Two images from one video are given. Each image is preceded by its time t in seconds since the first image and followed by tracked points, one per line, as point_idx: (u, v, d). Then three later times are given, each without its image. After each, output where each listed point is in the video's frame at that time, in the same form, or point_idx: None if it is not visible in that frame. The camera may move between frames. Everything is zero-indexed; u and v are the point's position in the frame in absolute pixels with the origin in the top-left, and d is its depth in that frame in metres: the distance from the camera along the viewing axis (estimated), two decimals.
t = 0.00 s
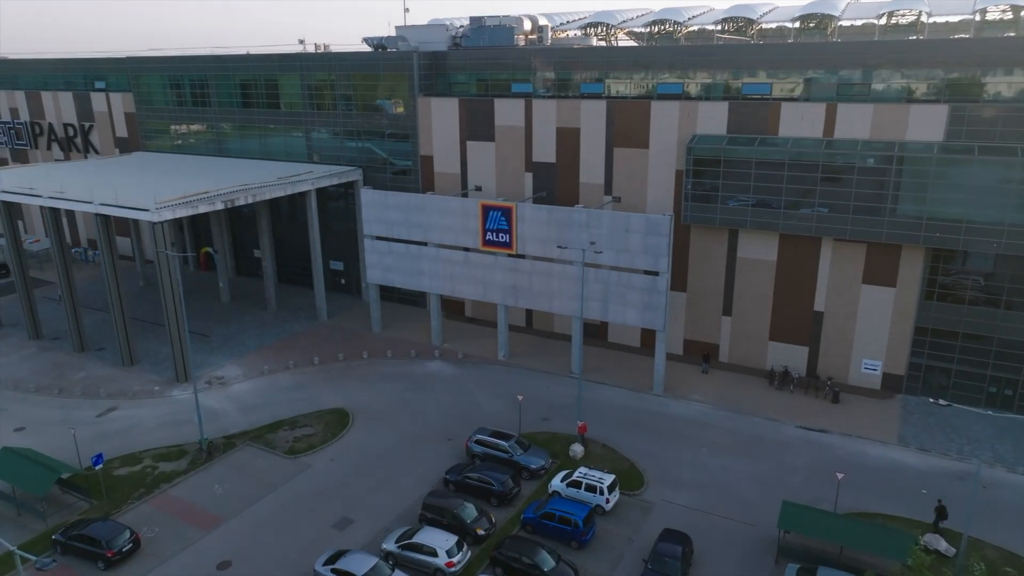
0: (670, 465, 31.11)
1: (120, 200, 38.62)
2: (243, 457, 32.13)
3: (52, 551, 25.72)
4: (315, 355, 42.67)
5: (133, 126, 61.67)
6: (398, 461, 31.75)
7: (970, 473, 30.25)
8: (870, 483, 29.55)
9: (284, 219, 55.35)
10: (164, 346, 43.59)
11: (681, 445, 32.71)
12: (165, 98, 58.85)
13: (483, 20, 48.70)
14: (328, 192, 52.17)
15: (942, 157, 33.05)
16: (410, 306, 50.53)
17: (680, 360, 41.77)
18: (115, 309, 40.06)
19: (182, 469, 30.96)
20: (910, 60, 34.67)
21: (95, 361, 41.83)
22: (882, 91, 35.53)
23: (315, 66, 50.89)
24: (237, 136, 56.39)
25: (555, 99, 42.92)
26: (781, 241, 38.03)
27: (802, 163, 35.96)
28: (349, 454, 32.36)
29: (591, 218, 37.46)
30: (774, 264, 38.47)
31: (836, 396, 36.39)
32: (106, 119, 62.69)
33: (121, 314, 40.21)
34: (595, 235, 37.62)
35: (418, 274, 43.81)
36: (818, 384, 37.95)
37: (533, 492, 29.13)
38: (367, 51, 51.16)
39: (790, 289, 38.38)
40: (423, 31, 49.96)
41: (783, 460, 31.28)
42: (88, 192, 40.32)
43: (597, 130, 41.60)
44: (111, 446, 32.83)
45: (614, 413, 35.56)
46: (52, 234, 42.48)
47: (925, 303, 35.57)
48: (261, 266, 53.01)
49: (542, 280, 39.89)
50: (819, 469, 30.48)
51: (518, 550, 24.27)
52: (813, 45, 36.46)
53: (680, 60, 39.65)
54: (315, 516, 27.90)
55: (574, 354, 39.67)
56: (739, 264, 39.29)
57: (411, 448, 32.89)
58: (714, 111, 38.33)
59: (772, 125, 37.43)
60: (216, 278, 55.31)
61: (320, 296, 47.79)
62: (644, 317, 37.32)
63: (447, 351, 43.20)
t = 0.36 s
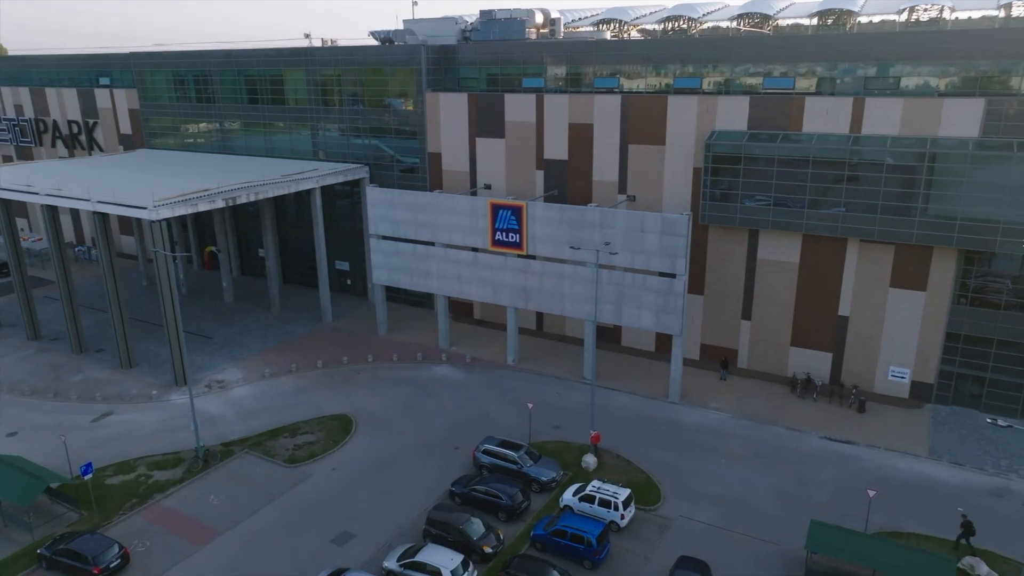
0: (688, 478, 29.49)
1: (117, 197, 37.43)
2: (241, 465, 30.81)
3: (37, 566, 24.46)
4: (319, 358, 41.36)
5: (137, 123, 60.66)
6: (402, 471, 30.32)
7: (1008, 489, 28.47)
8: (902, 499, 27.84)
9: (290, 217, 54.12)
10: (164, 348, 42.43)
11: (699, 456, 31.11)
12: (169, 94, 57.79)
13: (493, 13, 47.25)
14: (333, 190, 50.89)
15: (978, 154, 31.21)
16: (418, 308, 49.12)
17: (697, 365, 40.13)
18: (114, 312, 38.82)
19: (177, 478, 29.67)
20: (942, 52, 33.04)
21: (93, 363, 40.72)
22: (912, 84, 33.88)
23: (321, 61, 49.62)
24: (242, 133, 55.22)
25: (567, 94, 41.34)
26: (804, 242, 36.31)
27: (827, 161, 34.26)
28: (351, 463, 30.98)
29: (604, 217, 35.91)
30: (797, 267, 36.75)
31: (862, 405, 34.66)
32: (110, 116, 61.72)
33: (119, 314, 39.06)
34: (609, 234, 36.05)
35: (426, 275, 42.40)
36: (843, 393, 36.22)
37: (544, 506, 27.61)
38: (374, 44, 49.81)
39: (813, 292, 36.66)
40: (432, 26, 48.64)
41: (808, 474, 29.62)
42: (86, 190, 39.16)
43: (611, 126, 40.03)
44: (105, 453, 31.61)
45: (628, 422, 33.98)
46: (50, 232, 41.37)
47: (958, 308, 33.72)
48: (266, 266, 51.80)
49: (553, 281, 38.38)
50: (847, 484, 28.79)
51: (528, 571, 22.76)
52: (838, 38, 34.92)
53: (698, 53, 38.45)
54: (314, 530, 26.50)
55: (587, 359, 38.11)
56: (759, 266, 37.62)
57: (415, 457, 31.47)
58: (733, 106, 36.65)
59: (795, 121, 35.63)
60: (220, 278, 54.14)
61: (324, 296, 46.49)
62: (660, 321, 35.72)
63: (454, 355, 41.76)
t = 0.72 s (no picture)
0: (708, 494, 27.87)
1: (114, 195, 36.18)
2: (238, 475, 29.49)
3: None
4: (323, 362, 40.02)
5: (141, 119, 59.60)
6: (406, 483, 28.89)
7: None
8: (937, 519, 26.13)
9: (295, 216, 52.88)
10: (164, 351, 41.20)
11: (719, 470, 29.48)
12: (173, 90, 56.69)
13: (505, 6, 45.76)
14: (340, 188, 49.58)
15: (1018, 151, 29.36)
16: (425, 310, 47.72)
17: (715, 372, 38.45)
18: (112, 310, 37.54)
19: (171, 488, 28.35)
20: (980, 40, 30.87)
21: (91, 366, 39.57)
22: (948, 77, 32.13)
23: (327, 56, 48.29)
24: (247, 130, 54.02)
25: (581, 89, 39.77)
26: (830, 244, 34.56)
27: (855, 158, 32.55)
28: (354, 474, 29.57)
29: (620, 217, 34.32)
30: (822, 269, 35.00)
31: (891, 416, 32.90)
32: (115, 113, 60.72)
33: (117, 315, 37.85)
34: (624, 235, 34.46)
35: (433, 276, 40.93)
36: (870, 402, 34.44)
37: (555, 523, 26.07)
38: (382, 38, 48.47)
39: (838, 296, 34.91)
40: (440, 18, 46.93)
41: (835, 490, 27.94)
42: (83, 187, 37.97)
43: (627, 122, 38.42)
44: (99, 460, 30.39)
45: (644, 431, 32.39)
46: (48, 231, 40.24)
47: (994, 314, 31.86)
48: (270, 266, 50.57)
49: (566, 284, 36.82)
50: (878, 502, 27.10)
51: None
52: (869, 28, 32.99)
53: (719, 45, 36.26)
54: (312, 546, 25.11)
55: (601, 366, 36.54)
56: (782, 269, 35.90)
57: (421, 468, 30.03)
58: (755, 101, 34.95)
59: (821, 117, 33.91)
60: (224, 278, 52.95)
61: (329, 298, 45.16)
62: (677, 326, 34.08)
63: (462, 359, 40.30)
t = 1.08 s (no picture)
0: (730, 511, 26.22)
1: (111, 192, 34.92)
2: (234, 486, 28.10)
3: None
4: (326, 366, 38.64)
5: (145, 116, 58.53)
6: (409, 497, 27.41)
7: None
8: (977, 542, 24.35)
9: (300, 215, 51.58)
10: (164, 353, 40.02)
11: (740, 485, 27.81)
12: (177, 86, 55.58)
13: None
14: (346, 187, 48.22)
15: None
16: (433, 312, 46.27)
17: (735, 379, 36.75)
18: (109, 312, 36.30)
19: (163, 500, 27.02)
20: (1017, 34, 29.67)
21: (88, 369, 38.38)
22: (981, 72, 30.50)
23: (333, 50, 46.94)
24: (251, 127, 52.81)
25: (595, 83, 38.14)
26: (858, 246, 32.77)
27: (885, 155, 30.81)
28: (355, 486, 28.13)
29: (636, 216, 32.70)
30: (849, 272, 33.23)
31: (922, 428, 31.09)
32: (119, 109, 59.68)
33: (114, 317, 36.61)
34: (641, 235, 32.84)
35: (441, 278, 39.45)
36: (899, 413, 32.64)
37: (567, 542, 24.50)
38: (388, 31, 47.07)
39: (867, 301, 33.10)
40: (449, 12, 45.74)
41: (866, 509, 26.18)
42: (80, 184, 36.74)
43: (642, 117, 36.76)
44: (91, 469, 29.13)
45: (660, 443, 30.77)
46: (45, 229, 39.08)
47: None
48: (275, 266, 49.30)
49: (578, 286, 35.24)
50: (912, 523, 25.35)
51: None
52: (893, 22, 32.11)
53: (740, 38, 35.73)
54: (309, 566, 23.66)
55: (615, 372, 34.95)
56: (806, 271, 34.15)
57: (425, 480, 28.54)
58: (779, 94, 33.19)
59: (850, 111, 32.04)
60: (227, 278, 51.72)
61: (334, 299, 43.77)
62: (696, 331, 32.43)
63: (470, 364, 38.80)
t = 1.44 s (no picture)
0: (754, 531, 24.49)
1: (107, 189, 33.64)
2: (229, 499, 26.69)
3: None
4: (329, 370, 37.22)
5: (149, 112, 57.41)
6: (413, 512, 25.88)
7: None
8: None
9: (306, 214, 50.26)
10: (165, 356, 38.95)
11: (764, 503, 26.08)
12: (182, 82, 54.44)
13: None
14: (352, 184, 46.84)
15: None
16: (441, 315, 44.76)
17: (756, 387, 35.01)
18: (105, 314, 35.03)
19: (154, 513, 25.63)
20: None
21: (84, 371, 37.18)
22: None
23: (338, 43, 45.60)
24: (257, 123, 51.56)
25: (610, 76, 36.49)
26: (889, 247, 30.94)
27: (920, 150, 28.95)
28: (355, 499, 26.64)
29: (654, 216, 31.04)
30: (879, 276, 31.40)
31: (959, 443, 29.21)
32: (123, 105, 58.60)
33: (110, 318, 35.35)
34: (659, 236, 31.17)
35: (449, 279, 37.92)
36: (933, 426, 30.76)
37: (580, 565, 22.89)
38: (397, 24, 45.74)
39: (898, 306, 31.27)
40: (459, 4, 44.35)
41: (901, 531, 24.38)
42: (76, 181, 35.50)
43: (660, 112, 35.08)
44: (80, 479, 27.81)
45: (679, 455, 29.07)
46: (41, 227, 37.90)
47: None
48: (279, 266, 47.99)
49: (592, 289, 33.61)
50: (952, 547, 23.52)
51: None
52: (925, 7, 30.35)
53: (764, 28, 34.11)
54: None
55: (631, 380, 33.31)
56: (834, 274, 32.35)
57: (430, 493, 27.01)
58: (805, 87, 31.41)
59: (882, 105, 30.19)
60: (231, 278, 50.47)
61: (338, 301, 42.37)
62: (716, 337, 30.75)
63: (479, 369, 37.25)
